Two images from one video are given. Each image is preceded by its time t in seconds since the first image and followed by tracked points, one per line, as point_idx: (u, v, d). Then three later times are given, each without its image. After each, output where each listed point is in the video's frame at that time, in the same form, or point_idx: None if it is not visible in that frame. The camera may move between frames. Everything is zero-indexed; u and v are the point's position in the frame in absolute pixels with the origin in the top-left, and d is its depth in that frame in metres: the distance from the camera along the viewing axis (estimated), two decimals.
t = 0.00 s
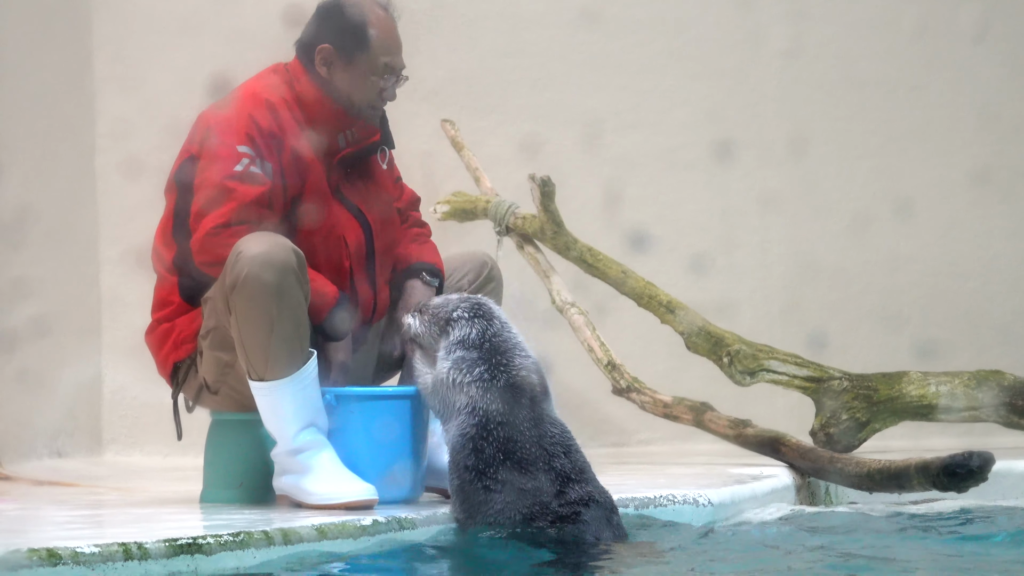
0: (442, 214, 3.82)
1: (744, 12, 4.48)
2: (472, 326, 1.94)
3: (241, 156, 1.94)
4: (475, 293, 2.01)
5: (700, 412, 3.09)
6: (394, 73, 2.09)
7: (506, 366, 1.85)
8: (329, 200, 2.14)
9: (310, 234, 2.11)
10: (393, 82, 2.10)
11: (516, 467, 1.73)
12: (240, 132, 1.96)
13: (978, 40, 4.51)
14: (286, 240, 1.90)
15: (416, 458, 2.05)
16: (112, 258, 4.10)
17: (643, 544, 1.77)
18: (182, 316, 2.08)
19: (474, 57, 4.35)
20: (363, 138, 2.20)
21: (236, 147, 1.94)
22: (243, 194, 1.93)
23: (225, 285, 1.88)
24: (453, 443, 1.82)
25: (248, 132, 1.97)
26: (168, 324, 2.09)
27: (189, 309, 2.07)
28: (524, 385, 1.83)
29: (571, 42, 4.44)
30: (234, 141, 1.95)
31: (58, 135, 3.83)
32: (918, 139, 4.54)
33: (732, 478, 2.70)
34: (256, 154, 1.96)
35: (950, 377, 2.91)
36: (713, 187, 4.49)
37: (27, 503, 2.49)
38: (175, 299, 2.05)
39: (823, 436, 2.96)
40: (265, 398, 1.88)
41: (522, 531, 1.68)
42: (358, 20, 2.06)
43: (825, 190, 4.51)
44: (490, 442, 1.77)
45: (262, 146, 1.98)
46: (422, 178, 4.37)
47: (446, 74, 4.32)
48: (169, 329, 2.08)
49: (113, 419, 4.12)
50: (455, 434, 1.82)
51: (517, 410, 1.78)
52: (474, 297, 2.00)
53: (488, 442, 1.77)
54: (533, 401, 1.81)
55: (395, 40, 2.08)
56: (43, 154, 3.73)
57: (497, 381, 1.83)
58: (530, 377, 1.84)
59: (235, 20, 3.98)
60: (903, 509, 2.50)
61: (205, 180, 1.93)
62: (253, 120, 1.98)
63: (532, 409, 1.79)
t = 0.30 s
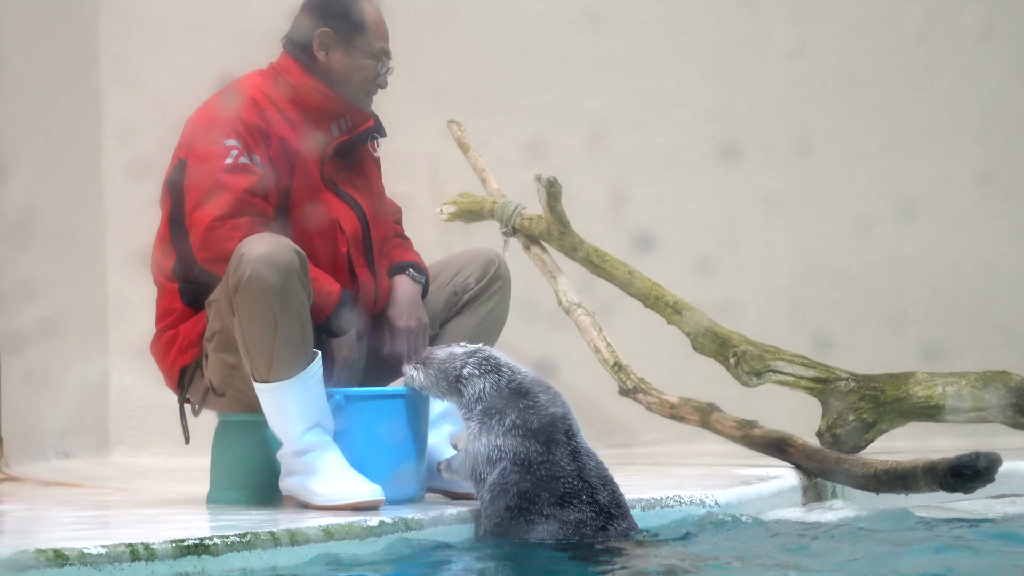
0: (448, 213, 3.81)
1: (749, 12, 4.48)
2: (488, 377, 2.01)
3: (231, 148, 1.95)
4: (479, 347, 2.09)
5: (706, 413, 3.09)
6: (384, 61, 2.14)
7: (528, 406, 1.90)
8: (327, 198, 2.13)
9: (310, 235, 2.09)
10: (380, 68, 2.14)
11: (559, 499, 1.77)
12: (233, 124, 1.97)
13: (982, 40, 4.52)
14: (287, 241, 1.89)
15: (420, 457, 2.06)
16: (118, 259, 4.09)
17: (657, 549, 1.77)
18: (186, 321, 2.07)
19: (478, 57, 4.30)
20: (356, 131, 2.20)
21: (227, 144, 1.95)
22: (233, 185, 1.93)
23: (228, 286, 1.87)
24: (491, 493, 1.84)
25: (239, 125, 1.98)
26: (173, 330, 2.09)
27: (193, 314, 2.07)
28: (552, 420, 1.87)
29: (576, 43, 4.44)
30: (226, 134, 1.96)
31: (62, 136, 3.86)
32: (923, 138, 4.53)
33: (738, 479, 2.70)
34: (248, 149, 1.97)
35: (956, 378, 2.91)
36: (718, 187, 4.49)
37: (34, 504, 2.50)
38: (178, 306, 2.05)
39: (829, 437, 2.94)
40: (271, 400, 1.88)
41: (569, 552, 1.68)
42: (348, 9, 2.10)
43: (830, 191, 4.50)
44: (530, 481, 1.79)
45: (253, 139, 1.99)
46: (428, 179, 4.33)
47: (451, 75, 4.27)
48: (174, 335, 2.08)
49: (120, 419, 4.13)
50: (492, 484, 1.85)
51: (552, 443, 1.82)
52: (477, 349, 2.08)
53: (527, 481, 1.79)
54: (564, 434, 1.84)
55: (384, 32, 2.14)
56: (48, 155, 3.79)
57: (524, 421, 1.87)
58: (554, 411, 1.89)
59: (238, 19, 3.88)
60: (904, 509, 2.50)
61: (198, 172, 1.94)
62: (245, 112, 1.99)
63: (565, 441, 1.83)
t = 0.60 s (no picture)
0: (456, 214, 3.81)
1: (757, 12, 4.48)
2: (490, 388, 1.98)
3: (215, 146, 1.90)
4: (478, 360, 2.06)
5: (714, 413, 3.08)
6: (361, 57, 2.06)
7: (529, 407, 1.89)
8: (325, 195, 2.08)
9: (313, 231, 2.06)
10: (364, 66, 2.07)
11: (561, 493, 1.72)
12: (215, 125, 1.93)
13: (991, 41, 4.52)
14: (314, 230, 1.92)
15: (428, 456, 2.07)
16: (127, 260, 4.01)
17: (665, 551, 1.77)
18: (194, 320, 2.07)
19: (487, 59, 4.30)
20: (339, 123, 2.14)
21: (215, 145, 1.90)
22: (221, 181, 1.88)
23: (258, 276, 1.89)
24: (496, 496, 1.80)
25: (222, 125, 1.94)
26: (180, 331, 2.07)
27: (200, 313, 2.07)
28: (554, 419, 1.85)
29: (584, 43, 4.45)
30: (210, 133, 1.92)
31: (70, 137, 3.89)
32: (931, 138, 4.53)
33: (746, 479, 2.69)
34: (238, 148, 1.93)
35: (964, 379, 2.91)
36: (727, 187, 4.49)
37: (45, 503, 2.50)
38: (183, 307, 2.05)
39: (837, 437, 2.94)
40: (290, 395, 1.89)
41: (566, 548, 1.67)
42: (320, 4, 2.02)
43: (839, 191, 4.50)
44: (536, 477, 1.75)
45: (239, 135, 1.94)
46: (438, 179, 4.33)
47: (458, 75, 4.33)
48: (180, 336, 2.07)
49: (127, 420, 4.03)
50: (498, 488, 1.80)
51: (554, 438, 1.80)
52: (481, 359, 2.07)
53: (531, 474, 1.76)
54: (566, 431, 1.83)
55: (364, 27, 2.06)
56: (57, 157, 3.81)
57: (527, 420, 1.86)
58: (555, 410, 1.88)
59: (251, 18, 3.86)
60: (914, 509, 2.51)
61: (185, 176, 1.91)
62: (225, 114, 1.95)
63: (567, 437, 1.82)
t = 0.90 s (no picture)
0: (463, 215, 3.81)
1: (763, 13, 4.49)
2: (544, 392, 1.91)
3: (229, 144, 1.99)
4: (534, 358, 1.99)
5: (720, 414, 3.09)
6: (327, 45, 2.13)
7: (576, 425, 1.87)
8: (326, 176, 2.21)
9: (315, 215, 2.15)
10: (332, 54, 2.15)
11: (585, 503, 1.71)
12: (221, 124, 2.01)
13: (998, 42, 4.53)
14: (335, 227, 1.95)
15: (436, 458, 2.05)
16: (135, 260, 4.07)
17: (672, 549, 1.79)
18: (203, 322, 2.08)
19: (494, 58, 4.41)
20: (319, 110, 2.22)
21: (235, 147, 2.00)
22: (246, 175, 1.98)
23: (277, 273, 1.89)
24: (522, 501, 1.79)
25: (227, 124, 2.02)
26: (189, 333, 2.09)
27: (208, 314, 2.08)
28: (594, 444, 1.85)
29: (591, 45, 4.47)
30: (219, 133, 2.00)
31: (78, 138, 3.91)
32: (938, 140, 4.53)
33: (753, 480, 2.69)
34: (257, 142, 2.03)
35: (970, 380, 2.92)
36: (734, 188, 4.49)
37: (52, 504, 2.49)
38: (192, 311, 2.08)
39: (843, 439, 2.92)
40: (302, 394, 1.88)
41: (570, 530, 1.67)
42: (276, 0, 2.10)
43: (846, 192, 4.49)
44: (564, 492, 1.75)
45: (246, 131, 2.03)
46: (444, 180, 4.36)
47: (465, 76, 4.37)
48: (190, 337, 2.08)
49: (133, 420, 4.04)
50: (525, 494, 1.80)
51: (593, 457, 1.81)
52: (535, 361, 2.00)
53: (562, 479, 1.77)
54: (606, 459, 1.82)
55: (327, 16, 2.13)
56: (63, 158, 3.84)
57: (570, 434, 1.85)
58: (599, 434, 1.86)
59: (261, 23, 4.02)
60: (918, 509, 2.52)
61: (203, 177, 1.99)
62: (224, 112, 2.03)
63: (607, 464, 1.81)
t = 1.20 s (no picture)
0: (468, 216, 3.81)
1: (769, 14, 4.49)
2: (650, 478, 1.84)
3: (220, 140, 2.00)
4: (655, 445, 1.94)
5: (725, 415, 3.09)
6: (320, 45, 2.12)
7: (651, 515, 1.80)
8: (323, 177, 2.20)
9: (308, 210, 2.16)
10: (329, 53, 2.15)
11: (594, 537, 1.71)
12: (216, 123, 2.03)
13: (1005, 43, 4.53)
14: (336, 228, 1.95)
15: (443, 459, 2.05)
16: (139, 262, 4.06)
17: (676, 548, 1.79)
18: (205, 324, 2.08)
19: (500, 60, 4.42)
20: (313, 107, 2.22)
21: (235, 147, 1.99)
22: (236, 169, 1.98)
23: (280, 274, 1.89)
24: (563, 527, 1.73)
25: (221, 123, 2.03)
26: (191, 335, 2.09)
27: (210, 317, 2.08)
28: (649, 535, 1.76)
29: (597, 45, 4.47)
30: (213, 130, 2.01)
31: (84, 139, 3.92)
32: (944, 141, 4.52)
33: (759, 482, 2.68)
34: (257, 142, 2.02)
35: (975, 381, 2.91)
36: (740, 189, 4.49)
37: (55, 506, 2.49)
38: (191, 314, 2.08)
39: (848, 440, 2.92)
40: (306, 395, 1.88)
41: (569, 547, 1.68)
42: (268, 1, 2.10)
43: (852, 192, 4.49)
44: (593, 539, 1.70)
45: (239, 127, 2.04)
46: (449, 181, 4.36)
47: (470, 77, 4.39)
48: (191, 340, 2.09)
49: (138, 422, 4.06)
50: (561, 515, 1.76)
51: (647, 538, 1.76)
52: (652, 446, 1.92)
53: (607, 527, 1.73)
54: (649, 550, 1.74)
55: (321, 15, 2.12)
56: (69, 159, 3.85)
57: (643, 515, 1.80)
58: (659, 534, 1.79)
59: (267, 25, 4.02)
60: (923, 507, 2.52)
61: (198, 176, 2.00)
62: (221, 109, 2.04)
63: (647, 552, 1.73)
